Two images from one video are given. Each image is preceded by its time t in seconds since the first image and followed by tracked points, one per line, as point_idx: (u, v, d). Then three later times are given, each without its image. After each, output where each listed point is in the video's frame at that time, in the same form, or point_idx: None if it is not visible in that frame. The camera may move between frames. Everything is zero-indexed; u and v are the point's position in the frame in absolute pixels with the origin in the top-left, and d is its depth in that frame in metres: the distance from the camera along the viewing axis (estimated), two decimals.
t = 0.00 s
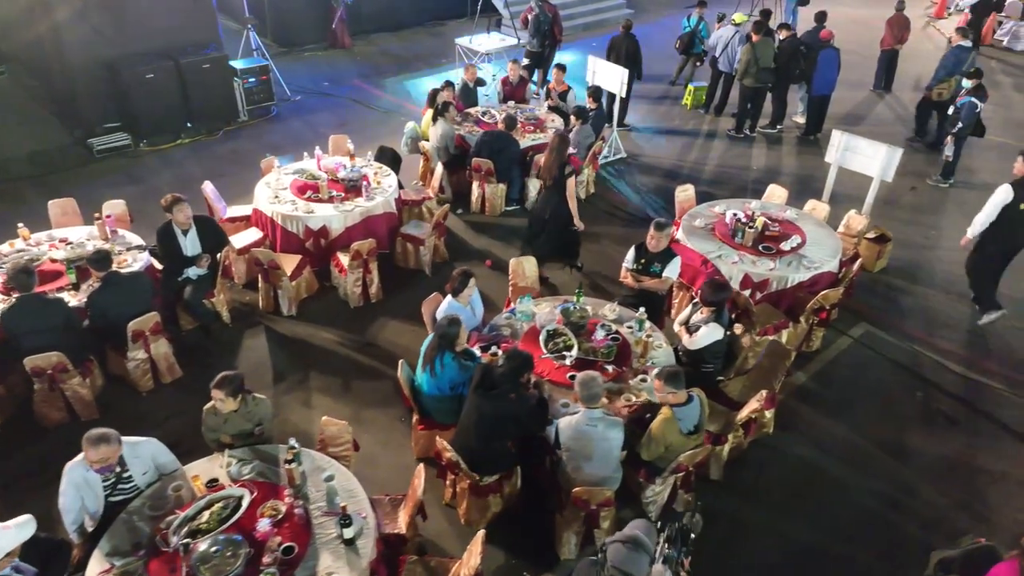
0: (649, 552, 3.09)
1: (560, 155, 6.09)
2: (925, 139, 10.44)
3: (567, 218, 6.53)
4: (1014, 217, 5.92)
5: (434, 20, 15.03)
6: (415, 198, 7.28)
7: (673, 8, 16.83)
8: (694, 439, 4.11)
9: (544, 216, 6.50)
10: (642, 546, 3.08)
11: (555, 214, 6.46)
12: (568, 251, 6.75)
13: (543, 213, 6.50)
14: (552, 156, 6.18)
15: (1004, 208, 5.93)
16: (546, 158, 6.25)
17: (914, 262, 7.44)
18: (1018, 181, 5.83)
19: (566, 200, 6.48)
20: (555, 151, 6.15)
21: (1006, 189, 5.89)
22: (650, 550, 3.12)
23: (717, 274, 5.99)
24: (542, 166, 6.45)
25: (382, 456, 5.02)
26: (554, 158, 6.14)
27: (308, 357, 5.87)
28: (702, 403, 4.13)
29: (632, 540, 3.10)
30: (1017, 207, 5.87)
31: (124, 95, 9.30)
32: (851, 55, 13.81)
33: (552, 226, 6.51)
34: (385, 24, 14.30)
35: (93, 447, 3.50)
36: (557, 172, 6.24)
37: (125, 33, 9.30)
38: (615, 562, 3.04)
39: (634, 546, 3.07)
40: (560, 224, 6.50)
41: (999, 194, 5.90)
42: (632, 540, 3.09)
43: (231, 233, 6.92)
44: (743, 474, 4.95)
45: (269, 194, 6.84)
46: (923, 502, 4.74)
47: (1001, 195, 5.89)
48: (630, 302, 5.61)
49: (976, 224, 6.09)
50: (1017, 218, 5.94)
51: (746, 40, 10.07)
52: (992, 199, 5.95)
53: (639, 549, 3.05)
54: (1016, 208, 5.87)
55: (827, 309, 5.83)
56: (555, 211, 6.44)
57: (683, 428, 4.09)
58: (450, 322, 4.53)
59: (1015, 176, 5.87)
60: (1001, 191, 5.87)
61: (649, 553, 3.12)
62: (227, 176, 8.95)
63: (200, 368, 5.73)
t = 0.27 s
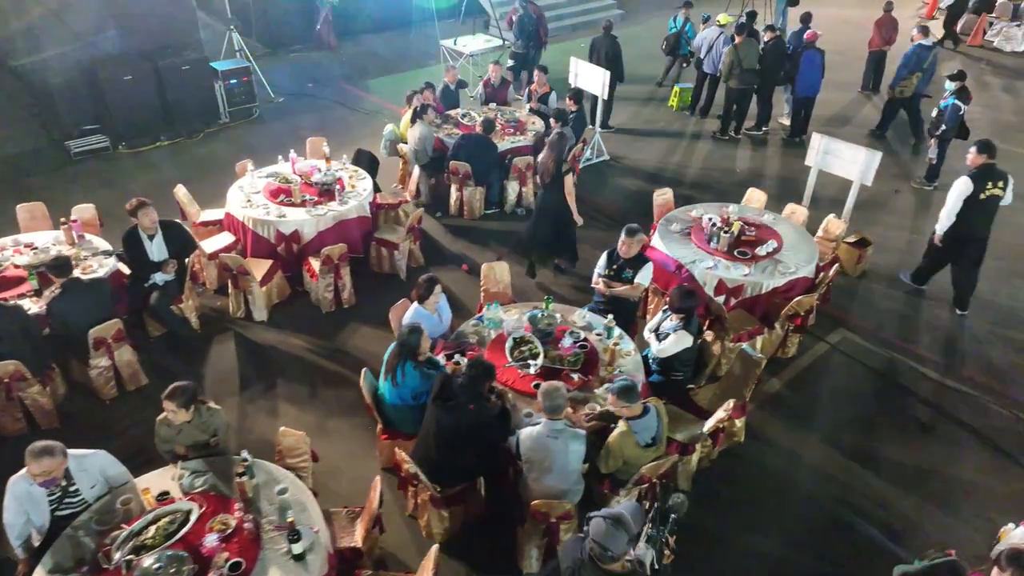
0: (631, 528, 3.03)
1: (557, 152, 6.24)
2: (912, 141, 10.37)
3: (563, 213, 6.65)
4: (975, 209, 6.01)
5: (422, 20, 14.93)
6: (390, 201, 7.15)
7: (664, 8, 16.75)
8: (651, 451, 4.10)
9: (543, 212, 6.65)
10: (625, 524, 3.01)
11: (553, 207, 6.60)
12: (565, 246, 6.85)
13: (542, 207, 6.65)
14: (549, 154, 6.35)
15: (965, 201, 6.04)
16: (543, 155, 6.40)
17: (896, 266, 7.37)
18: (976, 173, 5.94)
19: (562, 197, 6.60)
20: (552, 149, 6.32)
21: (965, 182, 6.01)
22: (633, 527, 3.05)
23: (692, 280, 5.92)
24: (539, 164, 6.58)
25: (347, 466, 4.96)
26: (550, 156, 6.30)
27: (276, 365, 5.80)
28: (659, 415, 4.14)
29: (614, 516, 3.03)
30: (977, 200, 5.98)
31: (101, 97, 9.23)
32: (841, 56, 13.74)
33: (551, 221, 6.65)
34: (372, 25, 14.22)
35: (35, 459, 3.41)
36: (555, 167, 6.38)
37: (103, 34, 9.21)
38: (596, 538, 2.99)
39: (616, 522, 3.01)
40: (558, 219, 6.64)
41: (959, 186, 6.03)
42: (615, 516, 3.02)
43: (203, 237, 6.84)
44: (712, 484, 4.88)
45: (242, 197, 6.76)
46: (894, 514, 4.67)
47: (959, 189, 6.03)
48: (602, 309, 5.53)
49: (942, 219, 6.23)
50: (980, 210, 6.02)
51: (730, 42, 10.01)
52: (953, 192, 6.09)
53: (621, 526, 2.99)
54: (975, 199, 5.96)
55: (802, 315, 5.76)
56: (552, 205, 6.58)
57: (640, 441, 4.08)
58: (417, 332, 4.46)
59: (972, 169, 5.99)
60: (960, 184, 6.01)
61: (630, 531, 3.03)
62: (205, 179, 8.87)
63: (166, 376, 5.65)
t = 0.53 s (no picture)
0: (616, 510, 3.00)
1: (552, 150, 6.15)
2: (899, 144, 10.27)
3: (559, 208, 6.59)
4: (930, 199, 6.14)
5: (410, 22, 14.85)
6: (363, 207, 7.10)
7: (654, 9, 16.65)
8: (611, 467, 4.04)
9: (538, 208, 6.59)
10: (610, 506, 2.98)
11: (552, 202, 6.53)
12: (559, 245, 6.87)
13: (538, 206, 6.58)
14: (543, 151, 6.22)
15: (919, 191, 6.17)
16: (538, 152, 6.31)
17: (879, 272, 7.26)
18: (929, 164, 6.06)
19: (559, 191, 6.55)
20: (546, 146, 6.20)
21: (919, 174, 6.13)
22: (618, 509, 3.01)
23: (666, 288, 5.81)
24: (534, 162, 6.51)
25: (309, 480, 4.86)
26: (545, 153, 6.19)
27: (242, 375, 5.70)
28: (619, 429, 4.08)
29: (600, 497, 2.99)
30: (930, 190, 6.12)
31: (78, 100, 9.13)
32: (830, 58, 13.65)
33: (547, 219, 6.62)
34: (358, 27, 14.13)
35: None
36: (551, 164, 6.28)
37: (80, 36, 9.12)
38: (581, 517, 2.99)
39: (600, 504, 2.97)
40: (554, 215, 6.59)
41: (912, 177, 6.14)
42: (600, 498, 2.99)
43: (173, 243, 6.75)
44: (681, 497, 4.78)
45: (212, 203, 6.65)
46: (866, 529, 4.58)
47: (912, 180, 6.14)
48: (573, 318, 5.43)
49: (895, 207, 6.35)
50: (933, 199, 6.16)
51: (715, 44, 9.93)
52: (906, 182, 6.20)
53: (605, 507, 2.97)
54: (929, 189, 6.09)
55: (776, 324, 5.67)
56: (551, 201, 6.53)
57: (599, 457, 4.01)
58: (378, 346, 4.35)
59: (925, 160, 6.11)
60: (914, 175, 6.12)
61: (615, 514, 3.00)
62: (182, 183, 8.78)
63: (129, 386, 5.55)
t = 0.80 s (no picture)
0: (617, 510, 3.11)
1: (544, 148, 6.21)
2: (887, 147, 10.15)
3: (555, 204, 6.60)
4: (892, 193, 6.27)
5: (397, 23, 14.71)
6: (337, 213, 6.98)
7: (645, 11, 16.53)
8: (574, 487, 3.90)
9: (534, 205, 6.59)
10: (610, 506, 3.09)
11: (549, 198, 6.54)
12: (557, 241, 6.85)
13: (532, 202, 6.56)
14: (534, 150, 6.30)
15: (882, 186, 6.26)
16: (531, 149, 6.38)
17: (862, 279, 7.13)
18: (892, 160, 6.17)
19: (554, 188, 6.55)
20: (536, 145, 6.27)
21: (882, 169, 6.22)
22: (618, 509, 3.13)
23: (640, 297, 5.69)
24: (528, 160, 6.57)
25: (269, 496, 4.73)
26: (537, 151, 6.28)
27: (207, 386, 5.57)
28: (583, 448, 3.92)
29: (600, 498, 3.10)
30: (893, 185, 6.23)
31: (54, 103, 9.01)
32: (821, 60, 13.53)
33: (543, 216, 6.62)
34: (345, 28, 13.99)
35: None
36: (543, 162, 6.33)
37: (56, 38, 9.00)
38: (583, 520, 3.09)
39: (601, 505, 3.08)
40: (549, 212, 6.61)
41: (876, 173, 6.22)
42: (600, 498, 3.10)
43: (142, 251, 6.62)
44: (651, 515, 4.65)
45: (182, 210, 6.53)
46: (839, 547, 4.46)
47: (877, 176, 6.21)
48: (545, 329, 5.31)
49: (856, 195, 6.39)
50: (894, 193, 6.28)
51: (700, 47, 9.81)
52: (870, 177, 6.27)
53: (606, 507, 3.08)
54: (893, 184, 6.22)
55: (752, 335, 5.55)
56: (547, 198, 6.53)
57: (562, 477, 3.86)
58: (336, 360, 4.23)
59: (886, 155, 6.22)
60: (879, 170, 6.19)
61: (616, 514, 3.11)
62: (158, 187, 8.65)
63: (90, 397, 5.42)
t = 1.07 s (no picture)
0: (619, 503, 3.08)
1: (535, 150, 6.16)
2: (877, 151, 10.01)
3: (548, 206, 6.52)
4: (858, 183, 6.44)
5: (385, 25, 14.56)
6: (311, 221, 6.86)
7: (637, 12, 16.39)
8: (535, 511, 3.73)
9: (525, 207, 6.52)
10: (613, 499, 3.07)
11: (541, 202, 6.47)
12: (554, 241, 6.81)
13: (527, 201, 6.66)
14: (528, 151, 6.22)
15: (850, 176, 6.43)
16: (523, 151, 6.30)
17: (847, 288, 6.99)
18: (856, 151, 6.35)
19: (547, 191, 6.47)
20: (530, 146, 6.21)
21: (848, 159, 6.38)
22: (620, 503, 3.11)
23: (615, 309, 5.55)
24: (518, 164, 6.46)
25: (227, 517, 4.59)
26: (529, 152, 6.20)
27: (170, 400, 5.44)
28: (546, 470, 3.73)
29: (601, 493, 3.07)
30: (859, 175, 6.40)
31: (28, 107, 8.88)
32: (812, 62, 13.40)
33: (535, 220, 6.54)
34: (332, 30, 13.85)
35: None
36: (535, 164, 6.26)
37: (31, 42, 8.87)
38: (587, 517, 3.01)
39: (602, 499, 3.05)
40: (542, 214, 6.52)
41: (843, 163, 6.37)
42: (602, 494, 3.06)
43: (110, 259, 6.48)
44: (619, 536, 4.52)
45: (150, 218, 6.39)
46: (812, 569, 4.32)
47: (844, 166, 6.36)
48: (515, 343, 5.16)
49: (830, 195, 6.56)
50: (859, 183, 6.46)
51: (687, 50, 9.67)
52: (838, 168, 6.43)
53: (609, 501, 3.04)
54: (860, 174, 6.39)
55: (729, 348, 5.42)
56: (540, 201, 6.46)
57: (523, 500, 3.67)
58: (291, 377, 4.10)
59: (850, 146, 6.39)
60: (846, 160, 6.34)
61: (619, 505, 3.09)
62: (133, 193, 8.51)
63: (49, 411, 5.28)
